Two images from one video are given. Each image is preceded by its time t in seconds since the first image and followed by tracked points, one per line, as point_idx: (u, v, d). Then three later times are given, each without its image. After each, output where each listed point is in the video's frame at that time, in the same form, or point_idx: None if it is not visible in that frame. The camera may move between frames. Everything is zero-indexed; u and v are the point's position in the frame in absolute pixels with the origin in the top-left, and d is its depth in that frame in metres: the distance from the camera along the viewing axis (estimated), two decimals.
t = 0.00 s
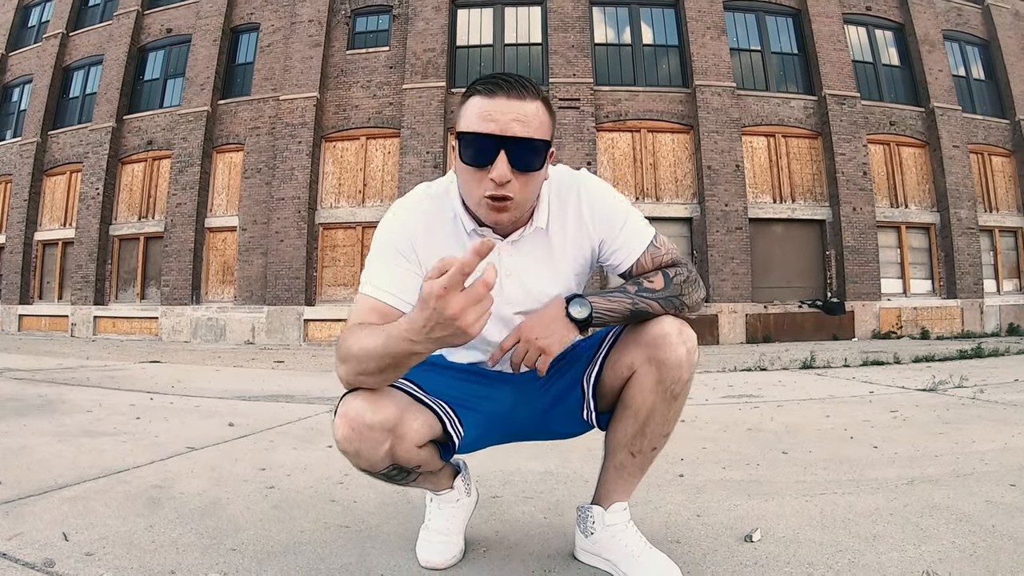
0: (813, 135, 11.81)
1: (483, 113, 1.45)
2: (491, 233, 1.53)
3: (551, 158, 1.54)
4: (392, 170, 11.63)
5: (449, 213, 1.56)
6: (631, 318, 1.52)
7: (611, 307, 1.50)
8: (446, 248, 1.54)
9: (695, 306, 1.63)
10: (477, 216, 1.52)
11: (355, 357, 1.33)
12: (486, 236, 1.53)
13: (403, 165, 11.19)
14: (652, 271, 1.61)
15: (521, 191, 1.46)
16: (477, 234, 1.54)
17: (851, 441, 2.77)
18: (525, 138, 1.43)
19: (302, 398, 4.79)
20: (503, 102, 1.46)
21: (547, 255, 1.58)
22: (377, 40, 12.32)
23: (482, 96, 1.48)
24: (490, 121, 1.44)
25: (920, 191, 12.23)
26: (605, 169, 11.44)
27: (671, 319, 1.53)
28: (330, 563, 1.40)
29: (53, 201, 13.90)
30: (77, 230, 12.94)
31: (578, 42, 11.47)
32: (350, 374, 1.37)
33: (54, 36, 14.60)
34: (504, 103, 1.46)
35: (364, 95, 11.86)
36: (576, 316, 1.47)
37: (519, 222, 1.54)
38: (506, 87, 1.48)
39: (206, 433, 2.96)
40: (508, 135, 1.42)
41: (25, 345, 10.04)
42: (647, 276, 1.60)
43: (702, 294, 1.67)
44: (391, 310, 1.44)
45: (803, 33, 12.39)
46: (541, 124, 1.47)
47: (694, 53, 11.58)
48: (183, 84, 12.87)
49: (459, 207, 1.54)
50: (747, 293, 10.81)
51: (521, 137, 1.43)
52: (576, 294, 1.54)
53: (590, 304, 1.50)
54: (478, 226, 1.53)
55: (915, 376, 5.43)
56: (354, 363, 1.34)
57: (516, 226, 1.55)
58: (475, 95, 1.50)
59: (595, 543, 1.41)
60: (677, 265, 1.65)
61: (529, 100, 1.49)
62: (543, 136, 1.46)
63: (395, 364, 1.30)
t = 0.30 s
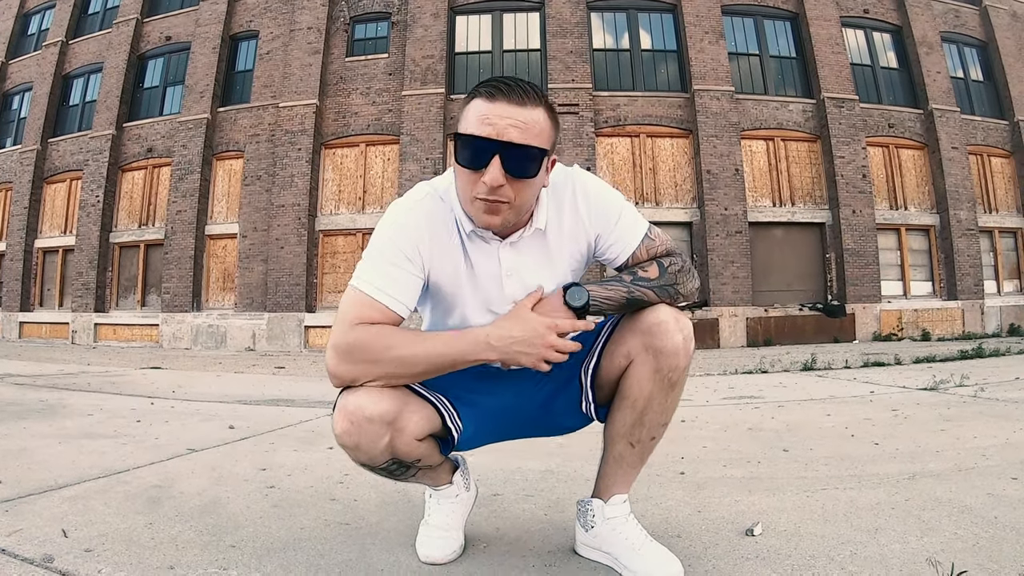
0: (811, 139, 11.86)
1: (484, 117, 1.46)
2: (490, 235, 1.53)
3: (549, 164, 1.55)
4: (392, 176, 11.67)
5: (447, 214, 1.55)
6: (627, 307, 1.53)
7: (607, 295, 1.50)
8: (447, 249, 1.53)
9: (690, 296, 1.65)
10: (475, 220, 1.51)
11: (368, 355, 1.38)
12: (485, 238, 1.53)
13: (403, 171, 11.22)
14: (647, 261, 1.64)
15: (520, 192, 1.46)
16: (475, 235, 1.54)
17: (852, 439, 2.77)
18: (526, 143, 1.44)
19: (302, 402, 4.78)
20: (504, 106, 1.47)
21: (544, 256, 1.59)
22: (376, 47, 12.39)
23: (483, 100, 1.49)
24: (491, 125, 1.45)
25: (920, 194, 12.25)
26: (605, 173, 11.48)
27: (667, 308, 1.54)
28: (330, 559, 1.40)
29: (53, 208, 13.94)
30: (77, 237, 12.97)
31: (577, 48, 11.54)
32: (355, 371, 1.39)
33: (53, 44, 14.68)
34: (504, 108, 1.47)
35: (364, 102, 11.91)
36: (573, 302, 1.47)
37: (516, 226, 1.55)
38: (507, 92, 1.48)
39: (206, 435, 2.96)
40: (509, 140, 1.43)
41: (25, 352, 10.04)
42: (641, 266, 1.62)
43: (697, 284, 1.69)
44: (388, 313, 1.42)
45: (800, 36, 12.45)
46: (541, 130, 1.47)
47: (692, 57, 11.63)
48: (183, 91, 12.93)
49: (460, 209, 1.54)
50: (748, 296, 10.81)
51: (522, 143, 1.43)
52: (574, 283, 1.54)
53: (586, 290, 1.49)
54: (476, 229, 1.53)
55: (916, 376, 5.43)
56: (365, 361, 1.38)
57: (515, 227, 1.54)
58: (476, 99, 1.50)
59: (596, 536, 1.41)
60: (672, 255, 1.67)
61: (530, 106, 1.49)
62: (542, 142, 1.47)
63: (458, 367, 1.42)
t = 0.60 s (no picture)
0: (812, 140, 11.86)
1: (518, 85, 1.46)
2: (513, 204, 1.54)
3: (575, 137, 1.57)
4: (393, 179, 11.69)
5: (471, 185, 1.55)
6: (627, 287, 1.54)
7: (608, 276, 1.51)
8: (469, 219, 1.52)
9: (695, 282, 1.64)
10: (500, 188, 1.52)
11: (372, 336, 1.37)
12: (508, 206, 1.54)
13: (404, 174, 11.24)
14: (652, 244, 1.65)
15: (548, 161, 1.46)
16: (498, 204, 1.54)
17: (854, 433, 2.76)
18: (558, 112, 1.45)
19: (302, 402, 4.77)
20: (539, 76, 1.47)
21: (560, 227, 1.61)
22: (377, 50, 12.43)
23: (518, 69, 1.50)
24: (524, 91, 1.45)
25: (920, 194, 12.24)
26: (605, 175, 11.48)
27: (669, 291, 1.55)
28: (329, 548, 1.39)
29: (54, 212, 13.97)
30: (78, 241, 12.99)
31: (577, 50, 11.57)
32: (358, 351, 1.39)
33: (55, 49, 14.75)
34: (539, 77, 1.47)
35: (364, 105, 11.94)
36: (569, 282, 1.46)
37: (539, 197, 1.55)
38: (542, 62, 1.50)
39: (206, 433, 2.95)
40: (541, 106, 1.43)
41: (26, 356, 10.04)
42: (646, 248, 1.64)
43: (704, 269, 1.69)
44: (395, 292, 1.40)
45: (800, 37, 12.46)
46: (573, 102, 1.49)
47: (692, 59, 11.65)
48: (184, 95, 12.96)
49: (486, 178, 1.54)
50: (748, 298, 10.80)
51: (555, 110, 1.44)
52: (570, 262, 1.52)
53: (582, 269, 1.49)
54: (499, 198, 1.54)
55: (918, 375, 5.41)
56: (370, 342, 1.38)
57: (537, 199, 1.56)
58: (511, 67, 1.51)
59: (597, 523, 1.41)
60: (678, 240, 1.68)
61: (563, 77, 1.50)
62: (573, 113, 1.48)
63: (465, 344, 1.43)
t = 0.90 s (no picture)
0: (812, 140, 11.87)
1: (513, 93, 1.44)
2: (515, 207, 1.54)
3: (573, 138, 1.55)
4: (393, 180, 11.70)
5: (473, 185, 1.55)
6: (632, 273, 1.56)
7: (613, 261, 1.53)
8: (472, 220, 1.53)
9: (697, 268, 1.67)
10: (501, 191, 1.52)
11: (378, 329, 1.37)
12: (509, 208, 1.54)
13: (404, 174, 11.25)
14: (655, 231, 1.68)
15: (549, 169, 1.47)
16: (500, 206, 1.55)
17: (855, 428, 2.76)
18: (555, 120, 1.43)
19: (302, 400, 4.77)
20: (533, 83, 1.45)
21: (561, 227, 1.62)
22: (377, 51, 12.45)
23: (512, 74, 1.46)
24: (519, 101, 1.43)
25: (921, 194, 12.23)
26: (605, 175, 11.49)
27: (672, 277, 1.57)
28: (328, 537, 1.39)
29: (55, 214, 13.99)
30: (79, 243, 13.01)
31: (577, 50, 11.59)
32: (363, 344, 1.39)
33: (56, 51, 14.79)
34: (534, 83, 1.45)
35: (365, 106, 11.95)
36: (575, 267, 1.49)
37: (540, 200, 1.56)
38: (535, 67, 1.46)
39: (206, 429, 2.95)
40: (539, 115, 1.42)
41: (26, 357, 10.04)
42: (650, 235, 1.66)
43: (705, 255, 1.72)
44: (400, 285, 1.40)
45: (800, 37, 12.47)
46: (570, 106, 1.46)
47: (692, 59, 11.66)
48: (185, 97, 12.98)
49: (487, 180, 1.54)
50: (749, 298, 10.79)
51: (552, 119, 1.43)
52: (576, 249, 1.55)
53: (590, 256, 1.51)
54: (501, 199, 1.54)
55: (918, 373, 5.42)
56: (375, 334, 1.38)
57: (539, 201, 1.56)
58: (504, 73, 1.48)
59: (597, 511, 1.42)
60: (681, 227, 1.70)
61: (558, 81, 1.47)
62: (570, 118, 1.47)
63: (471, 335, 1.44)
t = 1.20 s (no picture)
0: (811, 140, 11.88)
1: (468, 93, 1.45)
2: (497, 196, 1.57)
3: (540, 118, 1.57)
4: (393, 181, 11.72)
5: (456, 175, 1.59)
6: (627, 268, 1.56)
7: (608, 257, 1.53)
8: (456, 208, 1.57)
9: (694, 261, 1.66)
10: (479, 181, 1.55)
11: (364, 314, 1.41)
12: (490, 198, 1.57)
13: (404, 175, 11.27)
14: (651, 225, 1.66)
15: (522, 156, 1.49)
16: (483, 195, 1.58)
17: (854, 425, 2.77)
18: (515, 105, 1.45)
19: (302, 400, 4.78)
20: (482, 77, 1.46)
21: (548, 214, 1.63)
22: (376, 53, 12.47)
23: (459, 77, 1.47)
24: (476, 98, 1.44)
25: (920, 194, 12.25)
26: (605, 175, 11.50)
27: (668, 272, 1.57)
28: (327, 530, 1.40)
29: (55, 215, 13.99)
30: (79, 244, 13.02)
31: (576, 51, 11.60)
32: (351, 330, 1.43)
33: (55, 52, 14.80)
34: (483, 78, 1.46)
35: (364, 107, 11.97)
36: (570, 263, 1.50)
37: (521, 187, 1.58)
38: (480, 61, 1.47)
39: (207, 427, 2.96)
40: (499, 107, 1.43)
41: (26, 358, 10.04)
42: (645, 229, 1.65)
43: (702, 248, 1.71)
44: (386, 273, 1.45)
45: (799, 38, 12.49)
46: (524, 89, 1.48)
47: (691, 60, 11.68)
48: (184, 98, 12.99)
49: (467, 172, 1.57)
50: (748, 298, 10.80)
51: (513, 106, 1.44)
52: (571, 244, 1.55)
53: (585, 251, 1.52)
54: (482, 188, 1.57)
55: (918, 372, 5.43)
56: (362, 320, 1.41)
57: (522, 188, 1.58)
58: (452, 78, 1.48)
59: (594, 504, 1.43)
60: (677, 220, 1.69)
61: (505, 67, 1.48)
62: (528, 99, 1.48)
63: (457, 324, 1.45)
